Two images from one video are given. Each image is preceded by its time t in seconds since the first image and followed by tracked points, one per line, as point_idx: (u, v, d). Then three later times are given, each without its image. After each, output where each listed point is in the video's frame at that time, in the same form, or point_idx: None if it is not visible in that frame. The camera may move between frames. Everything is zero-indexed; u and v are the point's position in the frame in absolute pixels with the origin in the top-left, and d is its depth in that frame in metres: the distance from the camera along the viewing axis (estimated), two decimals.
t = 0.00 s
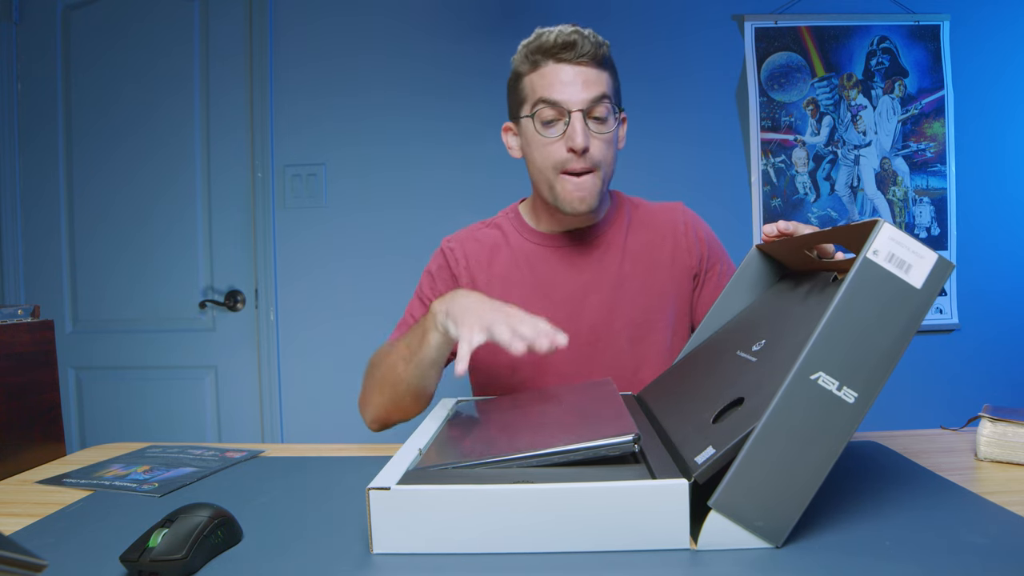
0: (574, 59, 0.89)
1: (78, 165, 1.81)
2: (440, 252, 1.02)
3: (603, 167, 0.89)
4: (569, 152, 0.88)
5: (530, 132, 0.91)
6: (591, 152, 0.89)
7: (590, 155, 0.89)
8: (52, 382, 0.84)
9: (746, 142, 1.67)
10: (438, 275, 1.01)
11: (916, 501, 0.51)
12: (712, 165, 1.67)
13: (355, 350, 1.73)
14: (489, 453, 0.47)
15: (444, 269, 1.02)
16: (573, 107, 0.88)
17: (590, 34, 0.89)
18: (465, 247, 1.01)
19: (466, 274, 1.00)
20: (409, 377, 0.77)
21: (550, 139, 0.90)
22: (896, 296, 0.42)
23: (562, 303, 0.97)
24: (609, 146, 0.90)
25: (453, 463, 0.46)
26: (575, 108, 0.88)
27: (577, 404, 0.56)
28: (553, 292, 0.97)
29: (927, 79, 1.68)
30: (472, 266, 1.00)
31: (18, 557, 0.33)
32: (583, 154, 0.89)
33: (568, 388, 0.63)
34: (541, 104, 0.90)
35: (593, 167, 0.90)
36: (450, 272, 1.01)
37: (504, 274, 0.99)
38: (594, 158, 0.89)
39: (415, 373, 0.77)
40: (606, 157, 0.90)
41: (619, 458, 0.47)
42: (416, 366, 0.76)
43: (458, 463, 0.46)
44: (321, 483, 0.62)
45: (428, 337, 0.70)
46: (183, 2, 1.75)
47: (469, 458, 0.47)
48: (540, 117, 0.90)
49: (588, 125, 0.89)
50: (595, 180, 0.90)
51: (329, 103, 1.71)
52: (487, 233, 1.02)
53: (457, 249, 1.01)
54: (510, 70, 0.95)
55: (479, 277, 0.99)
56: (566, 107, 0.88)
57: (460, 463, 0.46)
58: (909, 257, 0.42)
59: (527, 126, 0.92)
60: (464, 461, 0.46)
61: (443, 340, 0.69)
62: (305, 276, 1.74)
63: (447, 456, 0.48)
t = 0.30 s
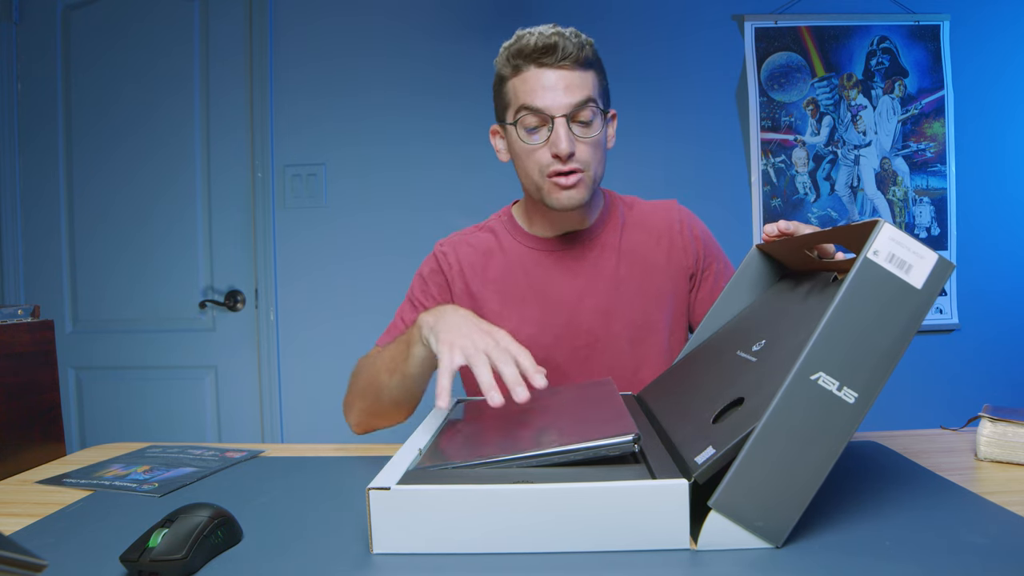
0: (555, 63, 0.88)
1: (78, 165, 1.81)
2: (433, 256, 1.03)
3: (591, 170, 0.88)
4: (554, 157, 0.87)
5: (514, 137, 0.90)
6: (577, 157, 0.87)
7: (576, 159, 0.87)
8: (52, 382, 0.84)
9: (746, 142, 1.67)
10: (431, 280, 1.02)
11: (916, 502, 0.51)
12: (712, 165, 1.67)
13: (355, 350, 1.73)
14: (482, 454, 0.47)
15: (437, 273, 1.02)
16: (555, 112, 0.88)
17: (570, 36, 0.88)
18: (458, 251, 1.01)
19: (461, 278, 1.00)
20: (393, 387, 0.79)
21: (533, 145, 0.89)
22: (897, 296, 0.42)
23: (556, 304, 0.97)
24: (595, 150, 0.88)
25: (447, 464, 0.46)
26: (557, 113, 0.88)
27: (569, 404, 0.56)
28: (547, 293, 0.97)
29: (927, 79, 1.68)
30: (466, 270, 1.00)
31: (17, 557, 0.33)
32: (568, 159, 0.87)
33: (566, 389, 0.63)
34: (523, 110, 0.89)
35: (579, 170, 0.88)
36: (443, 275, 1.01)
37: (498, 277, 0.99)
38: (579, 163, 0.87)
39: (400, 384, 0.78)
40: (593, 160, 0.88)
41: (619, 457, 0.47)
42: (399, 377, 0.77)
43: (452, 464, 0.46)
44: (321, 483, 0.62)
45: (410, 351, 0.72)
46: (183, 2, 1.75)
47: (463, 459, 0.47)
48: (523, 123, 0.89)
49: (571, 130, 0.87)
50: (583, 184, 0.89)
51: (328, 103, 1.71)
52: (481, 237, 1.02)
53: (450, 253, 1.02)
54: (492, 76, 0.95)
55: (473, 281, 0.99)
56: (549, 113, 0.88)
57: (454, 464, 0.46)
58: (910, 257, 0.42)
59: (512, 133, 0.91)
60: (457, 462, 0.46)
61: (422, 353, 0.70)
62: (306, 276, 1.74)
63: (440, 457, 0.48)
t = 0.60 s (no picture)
0: (574, 68, 0.83)
1: (78, 166, 1.81)
2: (434, 246, 1.00)
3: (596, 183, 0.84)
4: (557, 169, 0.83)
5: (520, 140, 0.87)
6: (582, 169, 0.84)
7: (581, 172, 0.84)
8: (52, 382, 0.84)
9: (745, 142, 1.67)
10: (433, 266, 0.98)
11: (916, 502, 0.51)
12: (712, 165, 1.67)
13: (355, 350, 1.73)
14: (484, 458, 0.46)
15: (439, 262, 0.99)
16: (567, 121, 0.83)
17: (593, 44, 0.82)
18: (461, 244, 0.99)
19: (463, 271, 0.98)
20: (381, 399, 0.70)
21: (538, 153, 0.84)
22: (897, 296, 0.42)
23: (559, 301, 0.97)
24: (603, 164, 0.84)
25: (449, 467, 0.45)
26: (569, 122, 0.83)
27: (568, 403, 0.56)
28: (551, 291, 0.97)
29: (927, 79, 1.68)
30: (468, 264, 0.98)
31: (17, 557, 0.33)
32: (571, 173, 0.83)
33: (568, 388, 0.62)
34: (533, 114, 0.84)
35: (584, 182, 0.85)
36: (445, 266, 0.99)
37: (501, 274, 0.98)
38: (582, 177, 0.84)
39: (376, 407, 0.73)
40: (599, 173, 0.85)
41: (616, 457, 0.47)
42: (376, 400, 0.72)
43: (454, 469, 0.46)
44: (321, 483, 0.62)
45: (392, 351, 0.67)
46: (183, 2, 1.75)
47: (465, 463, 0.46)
48: (532, 128, 0.84)
49: (581, 142, 0.83)
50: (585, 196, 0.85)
51: (328, 103, 1.71)
52: (483, 230, 1.01)
53: (452, 244, 0.99)
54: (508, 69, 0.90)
55: (476, 274, 0.98)
56: (560, 121, 0.83)
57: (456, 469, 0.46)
58: (910, 257, 0.42)
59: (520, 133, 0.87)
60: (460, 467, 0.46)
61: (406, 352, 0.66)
62: (306, 276, 1.74)
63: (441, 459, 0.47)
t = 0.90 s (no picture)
0: (618, 85, 0.79)
1: (78, 166, 1.81)
2: (451, 236, 0.99)
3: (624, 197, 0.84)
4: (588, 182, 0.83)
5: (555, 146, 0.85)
6: (613, 183, 0.83)
7: (613, 186, 0.83)
8: (52, 382, 0.84)
9: (745, 142, 1.67)
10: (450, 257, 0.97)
11: (915, 502, 0.51)
12: (712, 165, 1.67)
13: (355, 350, 1.73)
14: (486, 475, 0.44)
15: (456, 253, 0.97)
16: (604, 136, 0.81)
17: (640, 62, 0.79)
18: (478, 235, 0.98)
19: (479, 262, 0.97)
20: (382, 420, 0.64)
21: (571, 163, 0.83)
22: (896, 296, 0.42)
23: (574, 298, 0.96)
24: (633, 179, 0.84)
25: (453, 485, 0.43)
26: (606, 137, 0.81)
27: (568, 404, 0.56)
28: (566, 287, 0.97)
29: (927, 79, 1.68)
30: (484, 257, 0.97)
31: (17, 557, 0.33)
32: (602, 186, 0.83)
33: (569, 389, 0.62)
34: (570, 125, 0.82)
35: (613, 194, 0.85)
36: (462, 255, 0.97)
37: (517, 268, 0.97)
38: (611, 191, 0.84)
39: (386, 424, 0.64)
40: (628, 185, 0.85)
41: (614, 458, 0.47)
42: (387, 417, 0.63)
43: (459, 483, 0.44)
44: (321, 483, 0.62)
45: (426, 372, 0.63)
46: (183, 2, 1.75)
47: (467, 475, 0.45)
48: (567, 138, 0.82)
49: (615, 157, 0.81)
50: (613, 206, 0.86)
51: (328, 103, 1.71)
52: (500, 224, 1.00)
53: (469, 235, 0.98)
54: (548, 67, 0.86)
55: (492, 267, 0.97)
56: (597, 136, 0.81)
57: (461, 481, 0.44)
58: (910, 257, 0.42)
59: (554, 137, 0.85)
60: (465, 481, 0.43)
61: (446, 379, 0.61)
62: (305, 277, 1.74)
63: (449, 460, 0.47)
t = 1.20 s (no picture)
0: (596, 81, 0.80)
1: (78, 165, 1.81)
2: (454, 229, 0.99)
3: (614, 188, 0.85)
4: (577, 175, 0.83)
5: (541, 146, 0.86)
6: (602, 175, 0.84)
7: (601, 178, 0.84)
8: (52, 382, 0.84)
9: (745, 142, 1.67)
10: (453, 250, 0.97)
11: (916, 502, 0.51)
12: (712, 165, 1.67)
13: (356, 350, 1.73)
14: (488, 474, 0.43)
15: (459, 246, 0.97)
16: (589, 131, 0.82)
17: (616, 57, 0.80)
18: (481, 230, 0.98)
19: (481, 255, 0.97)
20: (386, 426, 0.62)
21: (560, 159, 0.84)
22: (896, 295, 0.42)
23: (574, 295, 0.96)
24: (621, 169, 0.85)
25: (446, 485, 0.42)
26: (590, 132, 0.82)
27: (568, 404, 0.56)
28: (566, 284, 0.96)
29: (927, 79, 1.68)
30: (487, 251, 0.97)
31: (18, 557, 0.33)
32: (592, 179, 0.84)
33: (566, 390, 0.62)
34: (555, 123, 0.83)
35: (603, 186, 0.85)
36: (464, 248, 0.97)
37: (518, 263, 0.97)
38: (602, 182, 0.84)
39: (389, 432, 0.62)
40: (618, 176, 0.85)
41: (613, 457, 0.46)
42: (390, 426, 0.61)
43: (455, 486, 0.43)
44: (321, 483, 0.62)
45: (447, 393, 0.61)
46: (184, 2, 1.75)
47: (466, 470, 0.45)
48: (553, 136, 0.84)
49: (601, 149, 0.82)
50: (604, 197, 0.86)
51: (328, 103, 1.71)
52: (502, 219, 1.01)
53: (472, 228, 0.99)
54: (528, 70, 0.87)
55: (493, 261, 0.97)
56: (582, 131, 0.82)
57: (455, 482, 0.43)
58: (910, 257, 0.42)
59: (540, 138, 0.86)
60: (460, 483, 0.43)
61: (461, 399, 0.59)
62: (305, 277, 1.74)
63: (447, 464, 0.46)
